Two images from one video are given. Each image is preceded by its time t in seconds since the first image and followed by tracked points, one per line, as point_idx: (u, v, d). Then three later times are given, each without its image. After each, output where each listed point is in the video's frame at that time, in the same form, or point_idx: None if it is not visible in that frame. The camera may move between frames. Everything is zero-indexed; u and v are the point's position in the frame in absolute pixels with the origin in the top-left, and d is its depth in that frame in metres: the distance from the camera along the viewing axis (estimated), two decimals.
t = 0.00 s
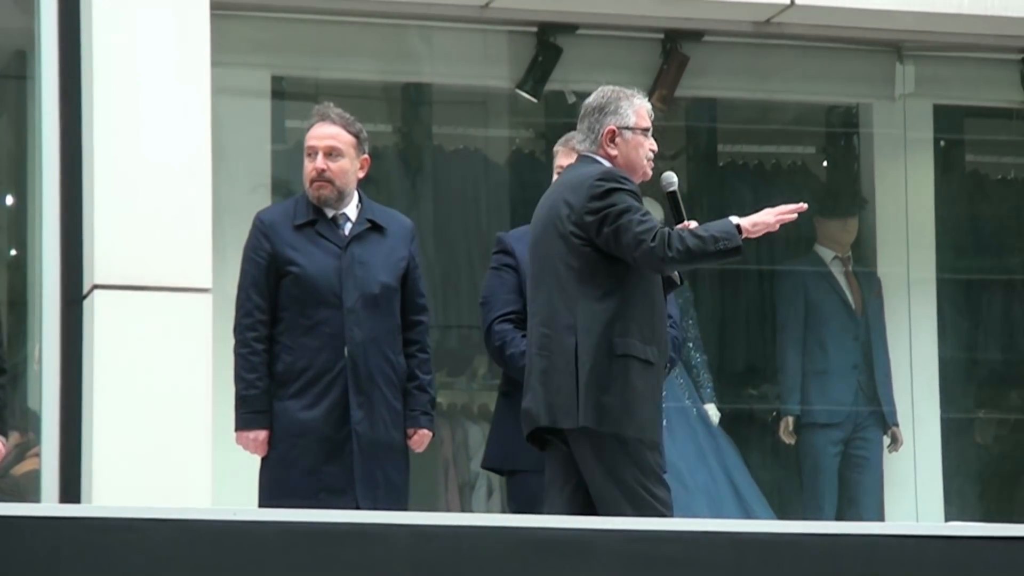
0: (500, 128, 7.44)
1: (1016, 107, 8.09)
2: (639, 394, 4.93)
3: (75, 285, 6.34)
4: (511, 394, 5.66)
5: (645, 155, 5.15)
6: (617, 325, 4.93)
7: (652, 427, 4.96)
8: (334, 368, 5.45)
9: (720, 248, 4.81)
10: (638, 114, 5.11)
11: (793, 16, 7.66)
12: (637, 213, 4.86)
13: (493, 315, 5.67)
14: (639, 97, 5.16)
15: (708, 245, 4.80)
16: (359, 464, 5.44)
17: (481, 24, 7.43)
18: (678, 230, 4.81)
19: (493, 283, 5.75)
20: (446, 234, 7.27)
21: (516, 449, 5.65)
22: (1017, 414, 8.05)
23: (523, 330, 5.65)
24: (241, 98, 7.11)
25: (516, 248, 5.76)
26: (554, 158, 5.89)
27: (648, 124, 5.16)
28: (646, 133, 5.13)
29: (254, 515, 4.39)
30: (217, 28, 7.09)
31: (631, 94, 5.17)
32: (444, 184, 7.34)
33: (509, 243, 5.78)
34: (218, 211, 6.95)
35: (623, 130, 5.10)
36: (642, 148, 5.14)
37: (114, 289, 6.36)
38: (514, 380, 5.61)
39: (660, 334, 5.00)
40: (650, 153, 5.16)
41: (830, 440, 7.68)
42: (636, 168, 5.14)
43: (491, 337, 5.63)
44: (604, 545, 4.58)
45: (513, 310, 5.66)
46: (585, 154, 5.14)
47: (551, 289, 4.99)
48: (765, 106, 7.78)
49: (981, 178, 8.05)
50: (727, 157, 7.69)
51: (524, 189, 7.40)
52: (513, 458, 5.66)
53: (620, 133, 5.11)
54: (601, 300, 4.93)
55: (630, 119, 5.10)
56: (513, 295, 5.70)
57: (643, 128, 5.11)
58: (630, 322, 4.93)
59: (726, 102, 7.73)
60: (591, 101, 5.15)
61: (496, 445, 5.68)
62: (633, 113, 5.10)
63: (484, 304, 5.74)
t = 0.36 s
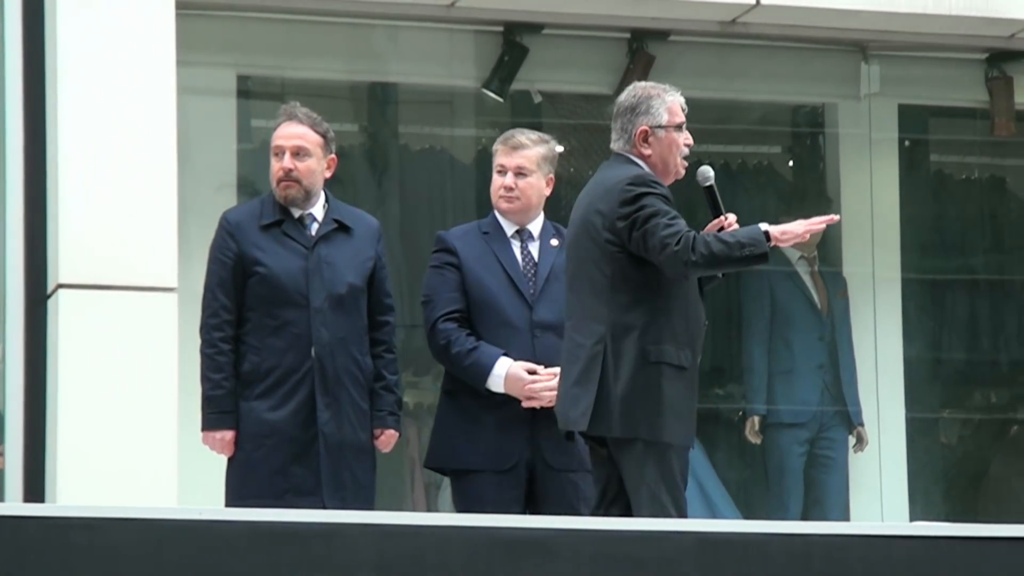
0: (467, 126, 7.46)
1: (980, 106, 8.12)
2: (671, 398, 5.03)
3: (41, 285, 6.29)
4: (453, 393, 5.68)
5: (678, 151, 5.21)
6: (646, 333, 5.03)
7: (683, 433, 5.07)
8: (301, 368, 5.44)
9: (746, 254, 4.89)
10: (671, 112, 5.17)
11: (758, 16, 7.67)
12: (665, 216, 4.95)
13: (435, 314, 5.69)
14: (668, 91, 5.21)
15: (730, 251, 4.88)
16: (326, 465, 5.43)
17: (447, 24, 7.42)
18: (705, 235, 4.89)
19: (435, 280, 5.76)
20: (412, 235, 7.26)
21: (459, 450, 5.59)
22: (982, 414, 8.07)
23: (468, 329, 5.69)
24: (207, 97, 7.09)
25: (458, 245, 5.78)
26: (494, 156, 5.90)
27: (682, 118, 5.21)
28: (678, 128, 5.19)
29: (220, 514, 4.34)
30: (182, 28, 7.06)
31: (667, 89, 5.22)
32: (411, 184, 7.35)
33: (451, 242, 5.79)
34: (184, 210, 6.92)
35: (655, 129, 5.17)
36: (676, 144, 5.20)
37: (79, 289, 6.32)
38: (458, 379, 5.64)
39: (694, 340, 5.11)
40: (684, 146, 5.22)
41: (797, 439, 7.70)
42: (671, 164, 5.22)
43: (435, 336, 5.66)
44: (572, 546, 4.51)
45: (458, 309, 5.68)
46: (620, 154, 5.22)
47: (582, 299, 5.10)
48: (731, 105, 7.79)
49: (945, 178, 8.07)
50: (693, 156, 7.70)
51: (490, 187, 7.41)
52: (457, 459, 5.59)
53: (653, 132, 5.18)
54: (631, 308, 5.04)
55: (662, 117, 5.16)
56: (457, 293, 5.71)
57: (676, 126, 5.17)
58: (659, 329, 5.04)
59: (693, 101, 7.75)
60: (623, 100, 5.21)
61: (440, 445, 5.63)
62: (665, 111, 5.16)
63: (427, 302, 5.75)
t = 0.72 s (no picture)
0: (444, 126, 7.44)
1: (956, 106, 8.15)
2: (678, 389, 5.18)
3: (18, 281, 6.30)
4: (416, 393, 5.64)
5: (677, 147, 5.33)
6: (652, 324, 5.18)
7: (690, 423, 5.21)
8: (279, 368, 5.42)
9: (750, 235, 4.98)
10: (671, 108, 5.28)
11: (736, 16, 7.70)
12: (667, 216, 5.10)
13: (400, 313, 5.64)
14: (671, 89, 5.33)
15: (736, 238, 4.98)
16: (304, 464, 5.41)
17: (424, 23, 7.44)
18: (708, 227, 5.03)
19: (397, 281, 5.71)
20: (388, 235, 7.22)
21: (424, 451, 5.54)
22: (958, 413, 8.10)
23: (432, 329, 5.65)
24: (184, 96, 7.07)
25: (420, 245, 5.73)
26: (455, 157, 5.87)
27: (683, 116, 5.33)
28: (678, 126, 5.31)
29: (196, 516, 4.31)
30: (159, 26, 7.07)
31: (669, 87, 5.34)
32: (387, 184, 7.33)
33: (414, 241, 5.74)
34: (160, 210, 6.90)
35: (654, 123, 5.29)
36: (675, 140, 5.32)
37: (55, 288, 6.31)
38: (423, 378, 5.61)
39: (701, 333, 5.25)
40: (683, 144, 5.35)
41: (772, 439, 7.71)
42: (670, 159, 5.33)
43: (399, 336, 5.61)
44: (554, 544, 4.48)
45: (421, 309, 5.64)
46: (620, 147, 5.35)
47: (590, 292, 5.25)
48: (709, 105, 7.80)
49: (922, 177, 8.09)
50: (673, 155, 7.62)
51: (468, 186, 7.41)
52: (421, 459, 5.55)
53: (652, 127, 5.30)
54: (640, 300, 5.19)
55: (661, 114, 5.29)
56: (421, 293, 5.67)
57: (674, 121, 5.29)
58: (666, 320, 5.18)
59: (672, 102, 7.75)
60: (625, 95, 5.34)
61: (404, 445, 5.59)
62: (665, 108, 5.28)
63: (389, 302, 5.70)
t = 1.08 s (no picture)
0: (419, 127, 7.43)
1: (930, 106, 8.17)
2: (668, 380, 5.16)
3: None
4: (383, 393, 5.61)
5: (677, 150, 5.36)
6: (644, 315, 5.18)
7: (682, 415, 5.18)
8: (256, 368, 5.39)
9: (762, 218, 5.09)
10: (671, 111, 5.33)
11: (710, 16, 7.68)
12: (674, 206, 5.14)
13: (364, 313, 5.63)
14: (672, 93, 5.37)
15: (750, 220, 5.08)
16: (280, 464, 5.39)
17: (400, 21, 7.43)
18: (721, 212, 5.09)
19: (361, 281, 5.69)
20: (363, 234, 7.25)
21: (390, 450, 5.53)
22: (930, 414, 8.14)
23: (397, 329, 5.63)
24: (159, 96, 7.06)
25: (383, 246, 5.71)
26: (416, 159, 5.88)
27: (684, 120, 5.37)
28: (678, 128, 5.35)
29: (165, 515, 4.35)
30: (134, 26, 7.04)
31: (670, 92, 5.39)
32: (362, 183, 7.32)
33: (377, 242, 5.72)
34: (134, 208, 6.89)
35: (654, 126, 5.33)
36: (675, 143, 5.36)
37: (27, 287, 6.30)
38: (388, 378, 5.58)
39: (698, 329, 5.25)
40: (684, 146, 5.38)
41: (748, 438, 7.71)
42: (671, 161, 5.37)
43: (364, 336, 5.58)
44: (529, 541, 4.47)
45: (385, 309, 5.62)
46: (622, 151, 5.40)
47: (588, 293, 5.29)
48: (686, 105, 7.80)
49: (896, 177, 8.11)
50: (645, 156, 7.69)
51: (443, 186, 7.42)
52: (388, 459, 5.53)
53: (651, 130, 5.35)
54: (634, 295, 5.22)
55: (661, 116, 5.33)
56: (385, 293, 5.65)
57: (674, 123, 5.33)
58: (659, 312, 5.19)
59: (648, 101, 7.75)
60: (627, 99, 5.40)
61: (371, 444, 5.58)
62: (664, 110, 5.32)
63: (352, 302, 5.68)
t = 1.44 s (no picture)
0: (398, 125, 7.45)
1: (908, 106, 8.19)
2: (696, 388, 5.22)
3: None
4: (361, 394, 5.47)
5: (723, 170, 5.43)
6: (679, 322, 5.25)
7: (712, 426, 5.23)
8: (238, 368, 5.24)
9: (791, 237, 5.09)
10: (717, 130, 5.40)
11: (689, 16, 7.65)
12: (704, 207, 5.20)
13: (339, 316, 5.47)
14: (722, 114, 5.45)
15: (778, 231, 5.10)
16: (262, 465, 5.24)
17: (380, 22, 7.42)
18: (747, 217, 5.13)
19: (336, 282, 5.55)
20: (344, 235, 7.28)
21: (367, 450, 5.40)
22: (909, 414, 8.17)
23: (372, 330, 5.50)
24: (137, 96, 7.04)
25: (356, 246, 5.58)
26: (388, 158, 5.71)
27: (732, 141, 5.43)
28: (725, 147, 5.41)
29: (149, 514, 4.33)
30: (114, 26, 6.99)
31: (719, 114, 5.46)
32: (342, 181, 7.33)
33: (351, 242, 5.58)
34: (113, 210, 6.90)
35: (700, 144, 5.41)
36: (721, 164, 5.42)
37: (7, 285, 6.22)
38: (365, 379, 5.44)
39: (732, 342, 5.30)
40: (733, 166, 5.44)
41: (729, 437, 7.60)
42: (717, 181, 5.43)
43: (341, 338, 5.45)
44: (505, 546, 4.45)
45: (362, 310, 5.48)
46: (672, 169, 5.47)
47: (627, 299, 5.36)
48: (666, 104, 7.81)
49: (875, 177, 8.14)
50: (625, 155, 7.74)
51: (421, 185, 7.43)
52: (365, 460, 5.40)
53: (698, 149, 5.41)
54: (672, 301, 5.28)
55: (708, 135, 5.40)
56: (361, 294, 5.51)
57: (720, 142, 5.39)
58: (693, 321, 5.25)
59: (626, 101, 7.76)
60: (678, 120, 5.47)
61: (348, 444, 5.45)
62: (711, 129, 5.39)
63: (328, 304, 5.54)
